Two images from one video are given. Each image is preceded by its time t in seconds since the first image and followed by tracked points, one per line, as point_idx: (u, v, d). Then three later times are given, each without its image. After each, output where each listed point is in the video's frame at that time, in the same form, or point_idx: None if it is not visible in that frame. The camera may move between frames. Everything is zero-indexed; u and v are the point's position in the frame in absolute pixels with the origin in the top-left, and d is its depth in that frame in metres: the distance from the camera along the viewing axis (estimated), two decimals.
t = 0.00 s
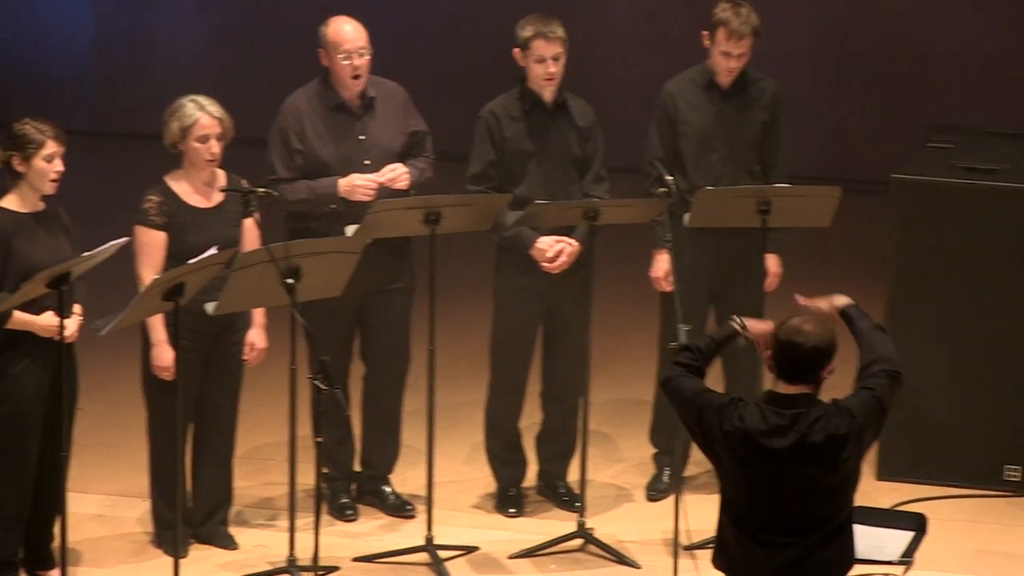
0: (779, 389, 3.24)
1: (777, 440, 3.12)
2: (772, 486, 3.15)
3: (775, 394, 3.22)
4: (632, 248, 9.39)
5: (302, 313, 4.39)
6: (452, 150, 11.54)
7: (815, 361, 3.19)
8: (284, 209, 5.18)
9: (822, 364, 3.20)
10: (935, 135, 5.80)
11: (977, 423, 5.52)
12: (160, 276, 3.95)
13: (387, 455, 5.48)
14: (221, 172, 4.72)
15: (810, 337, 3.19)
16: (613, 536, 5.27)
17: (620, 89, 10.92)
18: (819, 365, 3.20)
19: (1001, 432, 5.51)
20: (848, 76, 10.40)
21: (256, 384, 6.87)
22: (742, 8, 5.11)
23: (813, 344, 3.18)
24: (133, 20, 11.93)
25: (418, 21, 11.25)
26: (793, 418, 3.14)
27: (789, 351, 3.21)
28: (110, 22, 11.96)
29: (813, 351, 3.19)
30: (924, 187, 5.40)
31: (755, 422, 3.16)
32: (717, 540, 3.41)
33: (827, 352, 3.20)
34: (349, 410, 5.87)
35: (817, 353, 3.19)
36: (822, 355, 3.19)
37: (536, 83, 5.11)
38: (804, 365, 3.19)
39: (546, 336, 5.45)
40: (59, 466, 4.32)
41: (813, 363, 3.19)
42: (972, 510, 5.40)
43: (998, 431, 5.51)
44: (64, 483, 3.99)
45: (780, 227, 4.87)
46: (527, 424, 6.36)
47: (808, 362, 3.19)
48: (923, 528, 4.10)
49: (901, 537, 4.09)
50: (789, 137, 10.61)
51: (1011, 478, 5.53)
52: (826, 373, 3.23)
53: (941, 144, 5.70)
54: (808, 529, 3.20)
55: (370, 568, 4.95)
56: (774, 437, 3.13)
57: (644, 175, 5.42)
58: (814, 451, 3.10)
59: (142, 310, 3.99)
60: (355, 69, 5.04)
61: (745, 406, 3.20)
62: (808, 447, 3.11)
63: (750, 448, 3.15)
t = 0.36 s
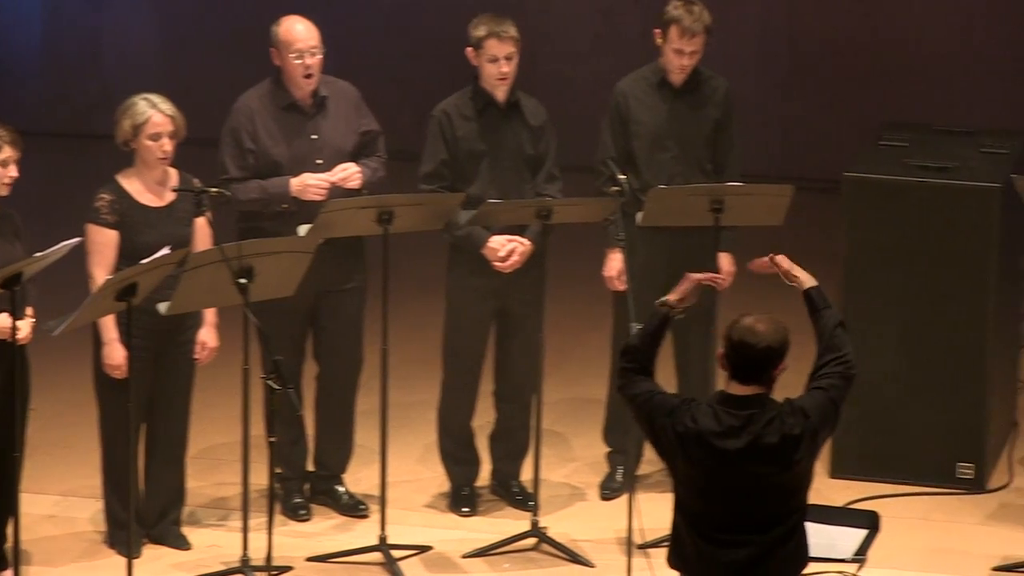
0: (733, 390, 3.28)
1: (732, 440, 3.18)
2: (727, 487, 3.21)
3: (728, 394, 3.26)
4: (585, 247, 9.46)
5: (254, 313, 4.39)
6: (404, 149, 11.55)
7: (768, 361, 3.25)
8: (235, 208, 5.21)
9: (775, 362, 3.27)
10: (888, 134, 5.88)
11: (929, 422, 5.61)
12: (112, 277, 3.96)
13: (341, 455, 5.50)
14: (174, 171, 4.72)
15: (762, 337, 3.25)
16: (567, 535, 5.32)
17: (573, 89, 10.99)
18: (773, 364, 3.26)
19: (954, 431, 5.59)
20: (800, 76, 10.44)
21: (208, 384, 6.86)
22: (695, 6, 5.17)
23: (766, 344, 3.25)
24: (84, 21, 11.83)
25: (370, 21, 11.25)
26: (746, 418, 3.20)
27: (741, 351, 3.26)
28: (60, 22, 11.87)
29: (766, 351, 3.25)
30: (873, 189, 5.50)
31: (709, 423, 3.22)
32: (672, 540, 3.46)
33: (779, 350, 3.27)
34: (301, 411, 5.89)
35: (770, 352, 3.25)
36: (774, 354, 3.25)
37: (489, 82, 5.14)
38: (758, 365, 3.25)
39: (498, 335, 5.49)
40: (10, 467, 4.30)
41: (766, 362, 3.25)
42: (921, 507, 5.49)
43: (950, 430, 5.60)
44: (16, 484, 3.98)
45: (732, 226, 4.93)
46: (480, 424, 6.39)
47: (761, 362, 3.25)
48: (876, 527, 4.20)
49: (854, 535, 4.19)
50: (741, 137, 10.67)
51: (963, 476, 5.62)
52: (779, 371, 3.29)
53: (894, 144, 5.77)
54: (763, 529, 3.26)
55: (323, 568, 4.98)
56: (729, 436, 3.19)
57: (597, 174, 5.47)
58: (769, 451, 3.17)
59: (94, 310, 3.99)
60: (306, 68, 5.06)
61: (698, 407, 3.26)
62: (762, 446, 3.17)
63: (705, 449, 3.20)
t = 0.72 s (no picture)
0: (673, 390, 3.34)
1: (681, 438, 3.26)
2: (671, 486, 3.28)
3: (672, 393, 3.32)
4: (524, 246, 9.52)
5: (193, 313, 4.41)
6: (343, 148, 11.55)
7: (711, 361, 3.31)
8: (174, 208, 5.22)
9: (716, 363, 3.33)
10: (825, 132, 6.00)
11: (870, 419, 5.73)
12: (51, 277, 3.96)
13: (280, 455, 5.52)
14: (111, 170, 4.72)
15: (704, 337, 3.31)
16: (506, 534, 5.38)
17: (512, 88, 11.05)
18: (714, 364, 3.32)
19: (893, 429, 5.72)
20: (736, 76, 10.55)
21: (146, 384, 6.84)
22: (634, 4, 5.26)
23: (708, 344, 3.30)
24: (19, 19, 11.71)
25: (309, 19, 11.24)
26: (691, 417, 3.29)
27: (683, 350, 3.31)
28: None
29: (708, 350, 3.31)
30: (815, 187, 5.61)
31: (655, 424, 3.29)
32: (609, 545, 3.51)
33: (720, 351, 3.32)
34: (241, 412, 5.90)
35: (712, 352, 3.31)
36: (716, 354, 3.31)
37: (428, 81, 5.19)
38: (699, 364, 3.31)
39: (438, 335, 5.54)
40: None
41: (708, 363, 3.31)
42: (857, 504, 5.62)
43: (890, 428, 5.72)
44: None
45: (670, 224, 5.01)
46: (420, 424, 6.44)
47: (703, 361, 3.31)
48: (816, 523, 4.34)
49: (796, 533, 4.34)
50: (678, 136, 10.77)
51: (902, 473, 5.75)
52: (719, 372, 3.35)
53: (832, 141, 5.90)
54: (703, 532, 3.33)
55: (263, 568, 5.00)
56: (677, 435, 3.27)
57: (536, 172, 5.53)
58: (714, 450, 3.26)
59: (33, 312, 3.99)
60: (245, 68, 5.08)
61: (641, 409, 3.33)
62: (709, 444, 3.26)
63: (653, 449, 3.27)
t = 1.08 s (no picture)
0: (620, 387, 3.42)
1: (627, 434, 3.34)
2: (615, 484, 3.36)
3: (615, 389, 3.41)
4: (467, 245, 9.59)
5: (135, 314, 4.43)
6: (286, 147, 11.55)
7: (646, 357, 3.38)
8: (117, 208, 5.25)
9: (655, 359, 3.39)
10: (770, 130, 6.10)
11: (812, 417, 5.86)
12: None
13: (224, 455, 5.56)
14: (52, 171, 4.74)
15: (635, 334, 3.38)
16: (451, 533, 5.45)
17: (455, 88, 11.12)
18: (650, 360, 3.38)
19: (835, 426, 5.85)
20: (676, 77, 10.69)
21: (89, 385, 6.84)
22: (581, 3, 5.36)
23: (639, 340, 3.38)
24: None
25: (251, 18, 11.25)
26: (636, 415, 3.37)
27: (616, 348, 3.40)
28: None
29: (640, 346, 3.38)
30: (760, 187, 5.73)
31: (601, 420, 3.37)
32: (554, 544, 3.58)
33: (655, 346, 3.38)
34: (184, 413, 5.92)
35: (646, 348, 3.38)
36: (649, 350, 3.38)
37: (369, 80, 5.24)
38: (633, 361, 3.38)
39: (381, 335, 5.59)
40: None
41: (644, 359, 3.38)
42: (798, 501, 5.75)
43: (832, 425, 5.85)
44: None
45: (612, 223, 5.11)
46: (363, 424, 6.50)
47: (636, 358, 3.38)
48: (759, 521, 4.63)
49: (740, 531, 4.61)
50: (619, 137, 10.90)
51: (844, 470, 5.87)
52: (661, 367, 3.40)
53: (773, 140, 5.99)
54: (648, 531, 3.41)
55: (206, 568, 5.05)
56: (623, 431, 3.35)
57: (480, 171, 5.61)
58: (660, 447, 3.34)
59: None
60: (188, 68, 5.11)
61: (588, 405, 3.41)
62: (655, 442, 3.34)
63: (599, 446, 3.35)
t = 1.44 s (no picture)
0: (567, 385, 3.49)
1: (569, 430, 3.41)
2: (560, 480, 3.43)
3: (560, 386, 3.50)
4: (420, 244, 9.66)
5: (86, 314, 4.47)
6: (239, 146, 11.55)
7: (583, 354, 3.44)
8: (70, 208, 5.27)
9: (593, 355, 3.44)
10: (720, 129, 6.16)
11: (764, 415, 5.98)
12: None
13: (176, 456, 5.60)
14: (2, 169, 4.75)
15: (570, 331, 3.44)
16: (403, 533, 5.51)
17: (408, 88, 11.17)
18: (588, 356, 3.44)
19: (784, 425, 5.97)
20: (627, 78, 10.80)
21: (40, 385, 6.84)
22: (534, 2, 5.44)
23: (573, 337, 3.43)
24: None
25: (205, 17, 11.25)
26: (580, 411, 3.44)
27: (555, 346, 3.46)
28: None
29: (576, 343, 3.44)
30: (710, 188, 5.85)
31: (545, 417, 3.43)
32: (509, 538, 3.68)
33: (591, 342, 3.43)
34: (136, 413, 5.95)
35: (582, 345, 3.43)
36: (585, 346, 3.43)
37: (320, 79, 5.30)
38: (571, 359, 3.45)
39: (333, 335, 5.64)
40: None
41: (582, 355, 3.44)
42: (751, 500, 5.86)
43: (784, 423, 5.97)
44: None
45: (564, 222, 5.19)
46: (316, 424, 6.55)
47: (575, 355, 3.44)
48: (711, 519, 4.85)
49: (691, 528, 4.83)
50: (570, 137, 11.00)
51: (797, 469, 6.00)
52: (602, 362, 3.45)
53: (723, 138, 6.06)
54: (595, 527, 3.49)
55: (157, 569, 5.10)
56: (566, 427, 3.42)
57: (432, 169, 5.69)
58: (602, 443, 3.40)
59: None
60: (143, 68, 5.14)
61: (532, 401, 3.47)
62: (598, 438, 3.41)
63: (542, 443, 3.42)
